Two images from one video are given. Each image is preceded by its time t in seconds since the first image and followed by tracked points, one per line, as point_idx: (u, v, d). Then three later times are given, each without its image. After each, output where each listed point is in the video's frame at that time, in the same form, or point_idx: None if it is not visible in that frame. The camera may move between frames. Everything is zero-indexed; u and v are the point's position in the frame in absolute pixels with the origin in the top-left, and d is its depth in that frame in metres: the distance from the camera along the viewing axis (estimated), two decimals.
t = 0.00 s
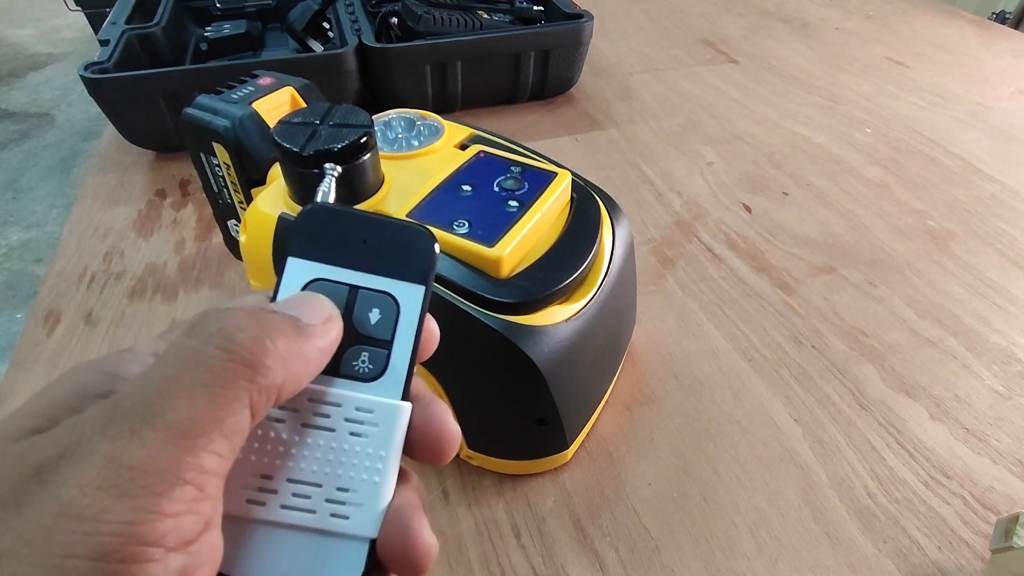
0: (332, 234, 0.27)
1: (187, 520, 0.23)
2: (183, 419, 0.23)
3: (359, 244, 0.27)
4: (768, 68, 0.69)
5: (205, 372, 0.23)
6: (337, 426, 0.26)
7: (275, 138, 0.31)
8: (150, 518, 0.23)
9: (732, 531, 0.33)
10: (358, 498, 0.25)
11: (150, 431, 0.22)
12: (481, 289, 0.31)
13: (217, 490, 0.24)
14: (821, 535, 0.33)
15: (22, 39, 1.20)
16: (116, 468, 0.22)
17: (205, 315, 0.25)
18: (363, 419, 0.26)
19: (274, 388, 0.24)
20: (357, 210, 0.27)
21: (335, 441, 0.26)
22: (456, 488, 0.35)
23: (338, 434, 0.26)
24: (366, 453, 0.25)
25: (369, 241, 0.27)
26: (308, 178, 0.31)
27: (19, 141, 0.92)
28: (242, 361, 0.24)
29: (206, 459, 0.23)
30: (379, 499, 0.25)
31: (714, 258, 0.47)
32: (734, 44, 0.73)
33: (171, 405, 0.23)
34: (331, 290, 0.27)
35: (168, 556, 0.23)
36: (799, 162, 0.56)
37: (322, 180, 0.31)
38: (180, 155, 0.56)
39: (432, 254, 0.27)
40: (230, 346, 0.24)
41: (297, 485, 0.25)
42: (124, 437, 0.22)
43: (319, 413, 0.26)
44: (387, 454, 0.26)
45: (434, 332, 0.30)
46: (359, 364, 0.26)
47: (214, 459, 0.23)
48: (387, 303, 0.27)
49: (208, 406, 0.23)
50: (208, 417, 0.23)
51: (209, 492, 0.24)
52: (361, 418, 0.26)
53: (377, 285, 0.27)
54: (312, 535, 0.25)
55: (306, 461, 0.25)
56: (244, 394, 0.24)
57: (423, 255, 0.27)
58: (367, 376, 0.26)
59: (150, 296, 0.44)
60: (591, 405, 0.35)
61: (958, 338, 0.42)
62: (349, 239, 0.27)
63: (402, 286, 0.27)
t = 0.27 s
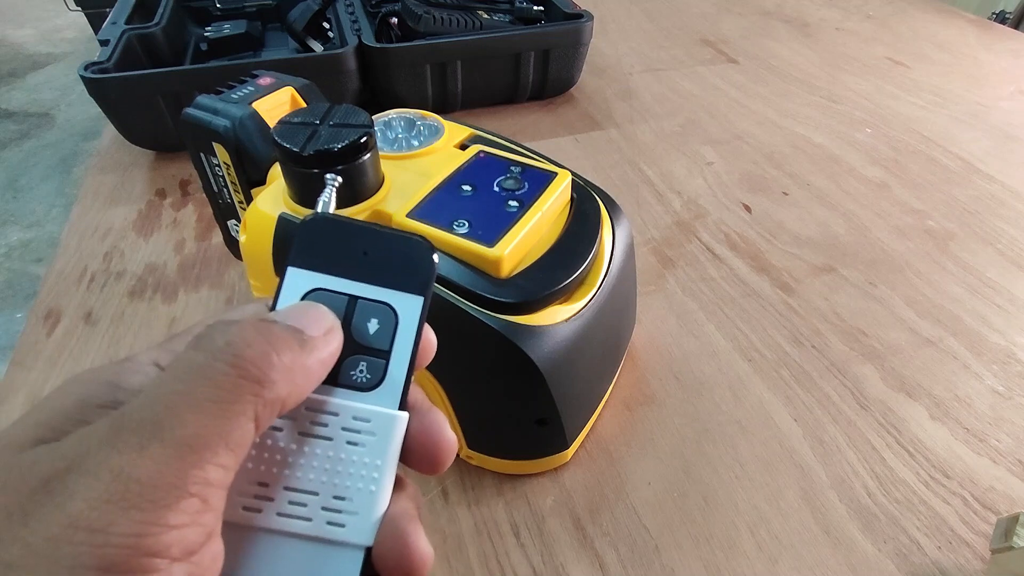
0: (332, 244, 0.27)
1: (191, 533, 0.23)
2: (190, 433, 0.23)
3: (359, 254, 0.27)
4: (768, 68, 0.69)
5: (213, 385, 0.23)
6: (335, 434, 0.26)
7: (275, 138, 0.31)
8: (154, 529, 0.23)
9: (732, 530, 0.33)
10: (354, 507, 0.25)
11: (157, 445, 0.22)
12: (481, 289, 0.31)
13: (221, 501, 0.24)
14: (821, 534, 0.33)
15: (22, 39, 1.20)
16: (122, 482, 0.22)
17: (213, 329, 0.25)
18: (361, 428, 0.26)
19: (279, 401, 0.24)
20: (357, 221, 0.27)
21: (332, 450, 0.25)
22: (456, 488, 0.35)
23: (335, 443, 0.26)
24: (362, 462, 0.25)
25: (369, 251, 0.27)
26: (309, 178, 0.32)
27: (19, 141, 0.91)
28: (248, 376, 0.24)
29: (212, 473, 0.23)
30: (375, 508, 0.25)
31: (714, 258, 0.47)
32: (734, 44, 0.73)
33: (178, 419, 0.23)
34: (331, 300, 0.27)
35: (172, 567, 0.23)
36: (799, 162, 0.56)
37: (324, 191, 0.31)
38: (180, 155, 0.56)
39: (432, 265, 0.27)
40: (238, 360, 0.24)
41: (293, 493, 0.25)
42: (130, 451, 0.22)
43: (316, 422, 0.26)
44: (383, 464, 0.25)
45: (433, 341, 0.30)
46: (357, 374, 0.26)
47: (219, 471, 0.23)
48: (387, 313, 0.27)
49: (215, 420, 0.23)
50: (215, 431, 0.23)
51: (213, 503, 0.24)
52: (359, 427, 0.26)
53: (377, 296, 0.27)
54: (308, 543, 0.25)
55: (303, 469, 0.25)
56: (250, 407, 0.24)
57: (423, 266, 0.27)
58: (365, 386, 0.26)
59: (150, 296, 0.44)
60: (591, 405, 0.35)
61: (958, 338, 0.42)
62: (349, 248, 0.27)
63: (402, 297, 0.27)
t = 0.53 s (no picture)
0: (329, 242, 0.27)
1: (191, 530, 0.23)
2: (189, 431, 0.23)
3: (356, 252, 0.27)
4: (768, 68, 0.69)
5: (211, 382, 0.23)
6: (333, 432, 0.26)
7: (275, 137, 0.31)
8: (154, 526, 0.23)
9: (732, 531, 0.33)
10: (352, 504, 0.25)
11: (156, 442, 0.22)
12: (481, 289, 0.31)
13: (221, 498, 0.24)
14: (821, 534, 0.33)
15: (22, 39, 1.20)
16: (121, 480, 0.22)
17: (211, 325, 0.25)
18: (359, 426, 0.26)
19: (278, 398, 0.24)
20: (355, 218, 0.27)
21: (330, 447, 0.25)
22: (456, 488, 0.35)
23: (334, 441, 0.26)
24: (360, 460, 0.25)
25: (367, 248, 0.27)
26: (309, 177, 0.32)
27: (19, 141, 0.91)
28: (248, 374, 0.23)
29: (212, 470, 0.23)
30: (373, 505, 0.25)
31: (714, 258, 0.47)
32: (734, 44, 0.73)
33: (178, 417, 0.23)
34: (328, 297, 0.27)
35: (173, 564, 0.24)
36: (799, 162, 0.56)
37: (321, 187, 0.31)
38: (180, 155, 0.56)
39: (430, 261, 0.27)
40: (238, 358, 0.24)
41: (292, 490, 0.25)
42: (129, 448, 0.22)
43: (315, 419, 0.26)
44: (381, 461, 0.25)
45: (430, 339, 0.30)
46: (355, 371, 0.26)
47: (219, 468, 0.23)
48: (384, 311, 0.27)
49: (214, 418, 0.23)
50: (214, 428, 0.23)
51: (213, 500, 0.24)
52: (357, 425, 0.26)
53: (374, 293, 0.27)
54: (306, 540, 0.25)
55: (301, 466, 0.25)
56: (250, 405, 0.24)
57: (420, 263, 0.27)
58: (362, 383, 0.26)
59: (150, 296, 0.44)
60: (591, 405, 0.35)
61: (958, 338, 0.42)
62: (346, 246, 0.27)
63: (399, 294, 0.27)
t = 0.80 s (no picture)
0: (332, 239, 0.27)
1: (196, 526, 0.23)
2: (194, 428, 0.23)
3: (359, 250, 0.27)
4: (768, 68, 0.69)
5: (215, 379, 0.23)
6: (335, 430, 0.26)
7: (275, 137, 0.31)
8: (161, 522, 0.23)
9: (732, 531, 0.33)
10: (354, 503, 0.25)
11: (162, 439, 0.22)
12: (481, 289, 0.31)
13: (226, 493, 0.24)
14: (821, 534, 0.33)
15: (22, 39, 1.20)
16: (126, 476, 0.22)
17: (216, 320, 0.24)
18: (361, 424, 0.26)
19: (283, 394, 0.24)
20: (358, 216, 0.27)
21: (332, 445, 0.25)
22: (456, 488, 0.35)
23: (336, 439, 0.26)
24: (362, 458, 0.25)
25: (369, 246, 0.27)
26: (309, 178, 0.32)
27: (19, 141, 0.91)
28: (253, 370, 0.23)
29: (217, 466, 0.23)
30: (375, 502, 0.25)
31: (714, 258, 0.47)
32: (734, 44, 0.73)
33: (183, 414, 0.23)
34: (331, 295, 0.27)
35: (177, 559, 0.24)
36: (799, 162, 0.56)
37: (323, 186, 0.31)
38: (180, 156, 0.56)
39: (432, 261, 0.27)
40: (243, 354, 0.23)
41: (294, 488, 0.25)
42: (134, 445, 0.22)
43: (317, 417, 0.26)
44: (383, 459, 0.25)
45: (433, 336, 0.30)
46: (357, 369, 0.26)
47: (224, 465, 0.23)
48: (386, 309, 0.27)
49: (220, 414, 0.23)
50: (220, 424, 0.23)
51: (218, 496, 0.24)
52: (359, 423, 0.26)
53: (377, 291, 0.27)
54: (308, 537, 0.25)
55: (303, 464, 0.25)
56: (254, 402, 0.24)
57: (423, 261, 0.27)
58: (365, 381, 0.26)
59: (150, 296, 0.44)
60: (591, 405, 0.35)
61: (958, 338, 0.42)
62: (349, 243, 0.27)
63: (402, 292, 0.27)
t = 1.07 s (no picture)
0: (331, 244, 0.27)
1: (214, 525, 0.24)
2: (209, 430, 0.23)
3: (359, 257, 0.27)
4: (768, 68, 0.69)
5: (227, 381, 0.23)
6: (328, 439, 0.26)
7: (275, 136, 0.31)
8: (179, 525, 0.23)
9: (732, 531, 0.33)
10: (343, 514, 0.25)
11: (178, 443, 0.22)
12: (481, 289, 0.31)
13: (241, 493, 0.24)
14: (821, 534, 0.33)
15: (22, 39, 1.20)
16: (144, 479, 0.22)
17: (226, 318, 0.24)
18: (353, 435, 0.25)
19: (294, 395, 0.24)
20: (359, 222, 0.27)
21: (324, 454, 0.25)
22: (456, 488, 0.35)
23: (329, 448, 0.25)
24: (353, 469, 0.25)
25: (370, 253, 0.27)
26: (309, 178, 0.32)
27: (19, 141, 0.91)
28: (263, 372, 0.23)
29: (232, 467, 0.24)
30: (363, 515, 0.25)
31: (714, 258, 0.47)
32: (734, 44, 0.73)
33: (197, 416, 0.23)
34: (330, 301, 0.26)
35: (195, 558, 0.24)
36: (799, 162, 0.56)
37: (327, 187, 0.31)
38: (180, 155, 0.56)
39: (432, 271, 0.26)
40: (254, 355, 0.23)
41: (286, 495, 0.25)
42: (152, 448, 0.22)
43: (312, 425, 0.26)
44: (374, 471, 0.25)
45: (432, 347, 0.30)
46: (353, 378, 0.26)
47: (238, 465, 0.24)
48: (385, 318, 0.26)
49: (232, 417, 0.23)
50: (233, 427, 0.23)
51: (233, 498, 0.24)
52: (352, 433, 0.25)
53: (376, 298, 0.26)
54: (296, 546, 0.25)
55: (296, 472, 0.25)
56: (265, 404, 0.24)
57: (423, 271, 0.26)
58: (361, 391, 0.26)
59: (150, 296, 0.44)
60: (592, 405, 0.36)
61: (958, 338, 0.42)
62: (349, 250, 0.27)
63: (400, 302, 0.26)
